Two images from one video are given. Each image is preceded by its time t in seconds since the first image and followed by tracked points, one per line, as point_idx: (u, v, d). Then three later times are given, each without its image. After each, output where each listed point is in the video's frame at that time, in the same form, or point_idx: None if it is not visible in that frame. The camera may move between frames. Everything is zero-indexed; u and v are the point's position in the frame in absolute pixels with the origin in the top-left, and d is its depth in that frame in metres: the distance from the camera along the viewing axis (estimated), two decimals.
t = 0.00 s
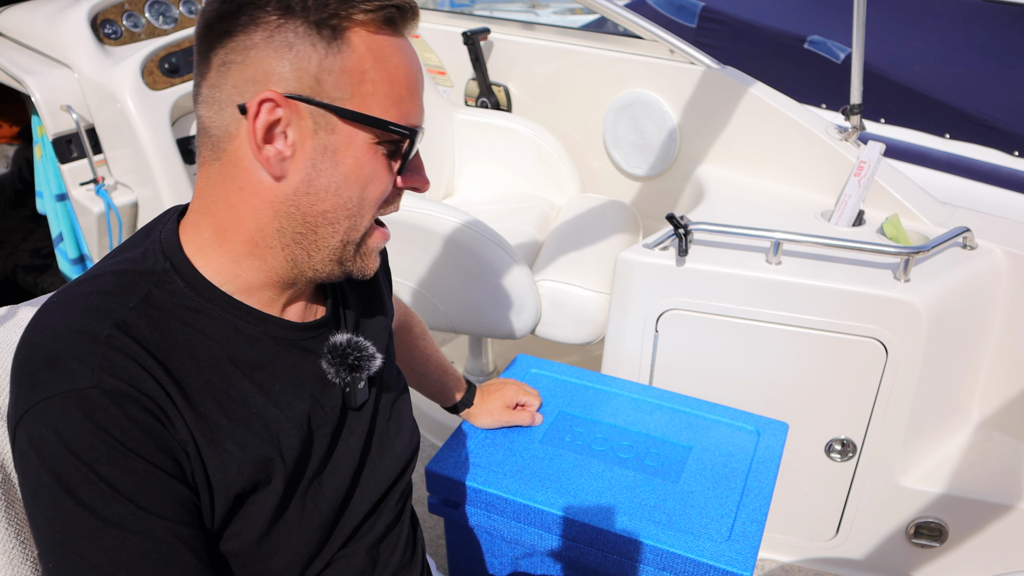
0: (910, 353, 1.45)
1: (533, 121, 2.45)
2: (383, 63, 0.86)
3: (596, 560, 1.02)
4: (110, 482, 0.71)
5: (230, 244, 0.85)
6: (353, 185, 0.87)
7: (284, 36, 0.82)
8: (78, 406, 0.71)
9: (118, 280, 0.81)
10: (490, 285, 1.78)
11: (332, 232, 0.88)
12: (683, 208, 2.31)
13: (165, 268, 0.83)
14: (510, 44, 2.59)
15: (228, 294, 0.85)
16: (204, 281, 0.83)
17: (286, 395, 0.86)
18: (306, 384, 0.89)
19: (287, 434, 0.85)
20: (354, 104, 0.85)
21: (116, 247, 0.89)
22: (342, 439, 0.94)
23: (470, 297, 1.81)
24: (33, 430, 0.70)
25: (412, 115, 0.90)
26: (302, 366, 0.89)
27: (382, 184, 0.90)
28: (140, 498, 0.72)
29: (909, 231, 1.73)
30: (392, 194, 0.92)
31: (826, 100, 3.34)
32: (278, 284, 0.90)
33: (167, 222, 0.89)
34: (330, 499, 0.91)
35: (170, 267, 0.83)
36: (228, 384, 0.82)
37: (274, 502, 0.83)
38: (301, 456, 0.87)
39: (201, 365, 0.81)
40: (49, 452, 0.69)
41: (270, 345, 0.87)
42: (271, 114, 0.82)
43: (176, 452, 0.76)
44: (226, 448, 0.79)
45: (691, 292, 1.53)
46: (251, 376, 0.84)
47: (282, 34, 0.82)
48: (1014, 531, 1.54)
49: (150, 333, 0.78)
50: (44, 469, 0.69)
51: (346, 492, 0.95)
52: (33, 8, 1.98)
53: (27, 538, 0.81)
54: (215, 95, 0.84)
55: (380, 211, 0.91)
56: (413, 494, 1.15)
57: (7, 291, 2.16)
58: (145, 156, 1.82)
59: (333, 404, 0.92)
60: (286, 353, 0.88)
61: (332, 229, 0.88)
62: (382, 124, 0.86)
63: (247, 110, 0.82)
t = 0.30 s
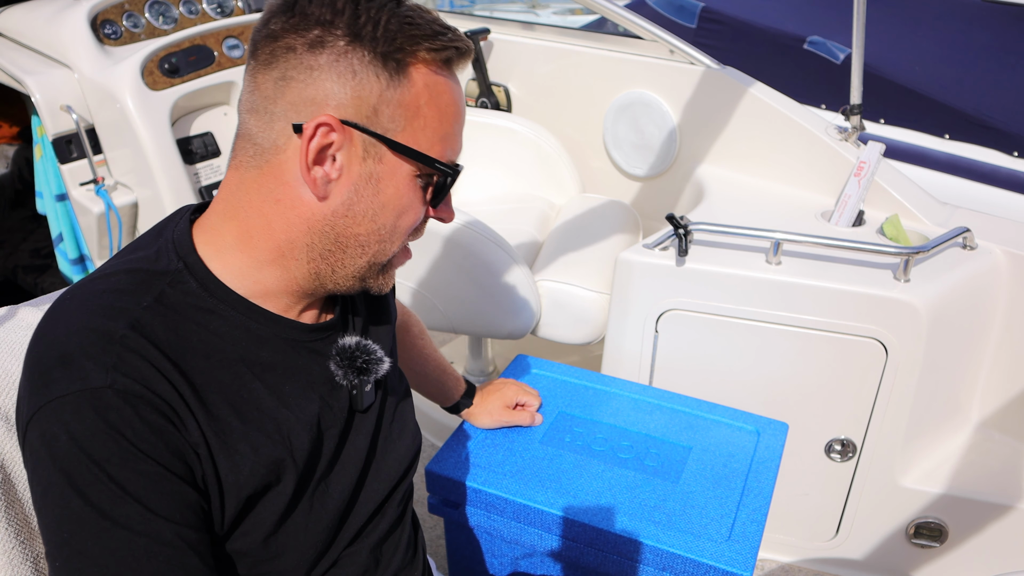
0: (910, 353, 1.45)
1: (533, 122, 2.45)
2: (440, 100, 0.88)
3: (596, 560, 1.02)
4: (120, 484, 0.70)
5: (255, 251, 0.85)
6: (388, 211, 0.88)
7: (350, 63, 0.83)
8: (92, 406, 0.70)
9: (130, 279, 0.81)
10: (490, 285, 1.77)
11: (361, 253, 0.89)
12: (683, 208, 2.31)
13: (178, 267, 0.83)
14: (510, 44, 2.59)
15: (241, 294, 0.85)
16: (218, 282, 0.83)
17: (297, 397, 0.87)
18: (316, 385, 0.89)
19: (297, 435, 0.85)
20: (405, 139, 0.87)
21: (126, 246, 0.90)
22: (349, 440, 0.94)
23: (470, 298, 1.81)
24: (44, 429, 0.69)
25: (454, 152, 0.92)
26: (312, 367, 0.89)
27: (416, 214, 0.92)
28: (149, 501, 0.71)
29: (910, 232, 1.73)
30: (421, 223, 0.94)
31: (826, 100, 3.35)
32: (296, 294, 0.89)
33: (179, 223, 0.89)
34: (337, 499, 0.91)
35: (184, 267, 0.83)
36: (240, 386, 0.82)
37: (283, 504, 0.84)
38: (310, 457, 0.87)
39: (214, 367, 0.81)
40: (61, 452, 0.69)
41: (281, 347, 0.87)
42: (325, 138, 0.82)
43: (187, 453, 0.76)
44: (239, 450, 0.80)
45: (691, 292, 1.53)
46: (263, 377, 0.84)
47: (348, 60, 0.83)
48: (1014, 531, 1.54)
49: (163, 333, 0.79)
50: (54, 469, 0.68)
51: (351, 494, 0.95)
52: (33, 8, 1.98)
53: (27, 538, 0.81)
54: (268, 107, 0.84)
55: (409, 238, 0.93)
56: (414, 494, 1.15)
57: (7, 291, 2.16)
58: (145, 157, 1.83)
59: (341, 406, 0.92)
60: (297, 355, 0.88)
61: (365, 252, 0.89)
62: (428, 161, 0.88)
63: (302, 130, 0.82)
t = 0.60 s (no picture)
0: (910, 353, 1.45)
1: (532, 122, 2.45)
2: (415, 68, 0.83)
3: (596, 560, 1.02)
4: (140, 481, 0.70)
5: (260, 239, 0.85)
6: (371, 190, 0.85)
7: (315, 41, 0.83)
8: (116, 401, 0.70)
9: (153, 274, 0.81)
10: (490, 285, 1.77)
11: (353, 237, 0.86)
12: (683, 208, 2.31)
13: (199, 262, 0.83)
14: (510, 44, 2.59)
15: (260, 290, 0.85)
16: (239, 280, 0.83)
17: (317, 391, 0.87)
18: (333, 381, 0.89)
19: (317, 430, 0.85)
20: (375, 111, 0.83)
21: (143, 241, 0.89)
22: (364, 435, 0.94)
23: (470, 298, 1.81)
24: (68, 425, 0.69)
25: (439, 124, 0.87)
26: (329, 363, 0.90)
27: (405, 194, 0.87)
28: (169, 498, 0.71)
29: (909, 232, 1.73)
30: (418, 202, 0.89)
31: (826, 99, 3.36)
32: (302, 283, 0.89)
33: (197, 218, 0.90)
34: (354, 494, 0.91)
35: (204, 263, 0.83)
36: (261, 381, 0.82)
37: (304, 497, 0.84)
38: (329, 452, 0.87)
39: (235, 363, 0.81)
40: (84, 448, 0.68)
41: (300, 343, 0.87)
42: (294, 116, 0.82)
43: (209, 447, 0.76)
44: (261, 445, 0.80)
45: (690, 292, 1.53)
46: (283, 371, 0.84)
47: (313, 39, 0.83)
48: (1014, 531, 1.54)
49: (187, 328, 0.79)
50: (77, 465, 0.68)
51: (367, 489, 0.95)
52: (34, 8, 1.98)
53: (27, 538, 0.81)
54: (253, 93, 0.86)
55: (403, 220, 0.88)
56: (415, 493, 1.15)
57: (7, 291, 2.16)
58: (145, 157, 1.83)
59: (358, 401, 0.92)
60: (316, 351, 0.88)
61: (350, 232, 0.86)
62: (401, 132, 0.83)
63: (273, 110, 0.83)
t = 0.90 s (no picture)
0: (910, 353, 1.45)
1: (532, 121, 2.45)
2: (226, 26, 0.84)
3: (596, 560, 1.02)
4: (135, 476, 0.70)
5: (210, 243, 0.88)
6: (225, 155, 0.83)
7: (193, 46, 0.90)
8: (112, 397, 0.70)
9: (148, 272, 0.81)
10: (490, 285, 1.78)
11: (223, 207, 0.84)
12: (683, 208, 2.31)
13: (192, 260, 0.84)
14: (510, 44, 2.59)
15: (253, 289, 0.86)
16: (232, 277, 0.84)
17: (310, 389, 0.87)
18: (328, 380, 0.90)
19: (311, 428, 0.85)
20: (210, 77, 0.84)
21: (140, 241, 0.90)
22: (361, 434, 0.94)
23: (470, 297, 1.81)
24: (64, 421, 0.69)
25: (260, 65, 0.83)
26: (323, 362, 0.90)
27: (249, 148, 0.83)
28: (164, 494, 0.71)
29: (910, 232, 1.73)
30: (276, 155, 0.84)
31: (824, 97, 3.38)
32: (257, 281, 0.88)
33: (194, 218, 0.91)
34: (350, 493, 0.91)
35: (198, 261, 0.84)
36: (255, 378, 0.82)
37: (298, 495, 0.83)
38: (323, 449, 0.87)
39: (228, 361, 0.81)
40: (80, 444, 0.68)
41: (293, 341, 0.87)
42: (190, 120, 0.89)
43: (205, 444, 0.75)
44: (255, 443, 0.80)
45: (691, 292, 1.53)
46: (276, 369, 0.85)
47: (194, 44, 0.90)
48: (1014, 531, 1.54)
49: (182, 325, 0.79)
50: (73, 460, 0.68)
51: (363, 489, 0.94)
52: (34, 8, 1.98)
53: (27, 538, 0.81)
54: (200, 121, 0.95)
55: (259, 176, 0.83)
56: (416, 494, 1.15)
57: (7, 291, 2.15)
58: (146, 157, 1.82)
59: (353, 399, 0.92)
60: (308, 350, 0.89)
61: (219, 205, 0.84)
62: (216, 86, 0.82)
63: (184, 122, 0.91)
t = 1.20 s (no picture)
0: (910, 353, 1.45)
1: (532, 121, 2.45)
2: (194, 25, 0.83)
3: (596, 560, 1.02)
4: (115, 483, 0.70)
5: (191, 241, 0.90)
6: (199, 157, 0.84)
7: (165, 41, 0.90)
8: (88, 405, 0.70)
9: (128, 276, 0.81)
10: (490, 285, 1.78)
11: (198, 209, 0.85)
12: (683, 208, 2.31)
13: (171, 265, 0.84)
14: (510, 44, 2.59)
15: (234, 292, 0.86)
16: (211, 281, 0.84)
17: (292, 389, 0.87)
18: (312, 379, 0.90)
19: (293, 429, 0.85)
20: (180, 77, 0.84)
21: (123, 247, 0.90)
22: (348, 434, 0.94)
23: (470, 297, 1.81)
24: (43, 430, 0.69)
25: (228, 64, 0.82)
26: (305, 361, 0.90)
27: (221, 151, 0.83)
28: (145, 500, 0.71)
29: (910, 232, 1.73)
30: (249, 159, 0.83)
31: (826, 97, 3.37)
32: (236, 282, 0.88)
33: (175, 223, 0.91)
34: (338, 493, 0.90)
35: (177, 264, 0.84)
36: (235, 380, 0.82)
37: (281, 497, 0.83)
38: (307, 450, 0.87)
39: (208, 364, 0.81)
40: (59, 452, 0.68)
41: (274, 342, 0.87)
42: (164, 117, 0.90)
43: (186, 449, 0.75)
44: (236, 446, 0.80)
45: (691, 292, 1.53)
46: (257, 370, 0.85)
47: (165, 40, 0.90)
48: (1014, 531, 1.54)
49: (161, 329, 0.79)
50: (54, 469, 0.68)
51: (352, 488, 0.94)
52: (35, 8, 1.98)
53: (27, 538, 0.81)
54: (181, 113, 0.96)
55: (233, 179, 0.83)
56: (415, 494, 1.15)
57: (7, 291, 2.15)
58: (145, 157, 1.80)
59: (339, 398, 0.92)
60: (290, 350, 0.89)
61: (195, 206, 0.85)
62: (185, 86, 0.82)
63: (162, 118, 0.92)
